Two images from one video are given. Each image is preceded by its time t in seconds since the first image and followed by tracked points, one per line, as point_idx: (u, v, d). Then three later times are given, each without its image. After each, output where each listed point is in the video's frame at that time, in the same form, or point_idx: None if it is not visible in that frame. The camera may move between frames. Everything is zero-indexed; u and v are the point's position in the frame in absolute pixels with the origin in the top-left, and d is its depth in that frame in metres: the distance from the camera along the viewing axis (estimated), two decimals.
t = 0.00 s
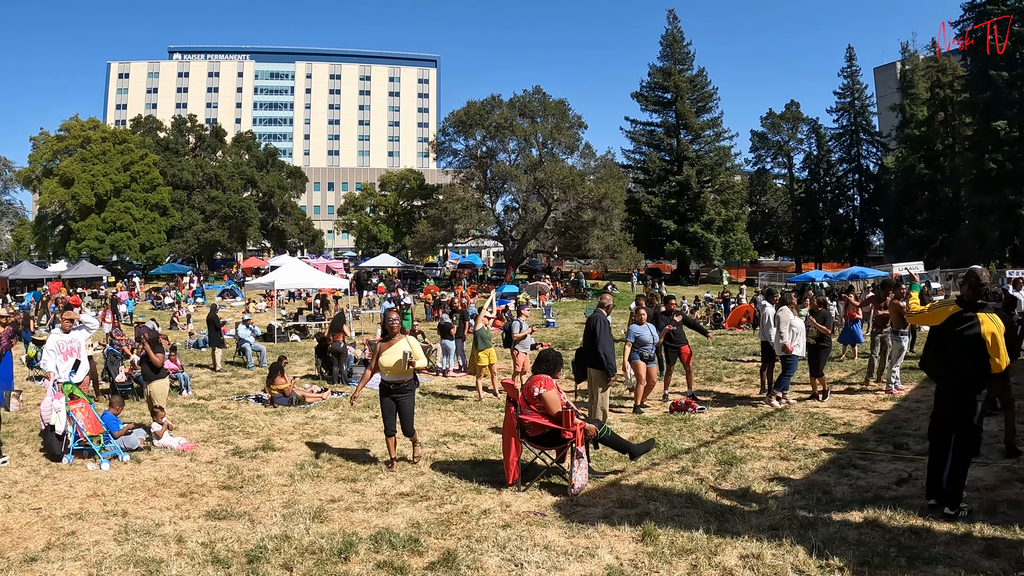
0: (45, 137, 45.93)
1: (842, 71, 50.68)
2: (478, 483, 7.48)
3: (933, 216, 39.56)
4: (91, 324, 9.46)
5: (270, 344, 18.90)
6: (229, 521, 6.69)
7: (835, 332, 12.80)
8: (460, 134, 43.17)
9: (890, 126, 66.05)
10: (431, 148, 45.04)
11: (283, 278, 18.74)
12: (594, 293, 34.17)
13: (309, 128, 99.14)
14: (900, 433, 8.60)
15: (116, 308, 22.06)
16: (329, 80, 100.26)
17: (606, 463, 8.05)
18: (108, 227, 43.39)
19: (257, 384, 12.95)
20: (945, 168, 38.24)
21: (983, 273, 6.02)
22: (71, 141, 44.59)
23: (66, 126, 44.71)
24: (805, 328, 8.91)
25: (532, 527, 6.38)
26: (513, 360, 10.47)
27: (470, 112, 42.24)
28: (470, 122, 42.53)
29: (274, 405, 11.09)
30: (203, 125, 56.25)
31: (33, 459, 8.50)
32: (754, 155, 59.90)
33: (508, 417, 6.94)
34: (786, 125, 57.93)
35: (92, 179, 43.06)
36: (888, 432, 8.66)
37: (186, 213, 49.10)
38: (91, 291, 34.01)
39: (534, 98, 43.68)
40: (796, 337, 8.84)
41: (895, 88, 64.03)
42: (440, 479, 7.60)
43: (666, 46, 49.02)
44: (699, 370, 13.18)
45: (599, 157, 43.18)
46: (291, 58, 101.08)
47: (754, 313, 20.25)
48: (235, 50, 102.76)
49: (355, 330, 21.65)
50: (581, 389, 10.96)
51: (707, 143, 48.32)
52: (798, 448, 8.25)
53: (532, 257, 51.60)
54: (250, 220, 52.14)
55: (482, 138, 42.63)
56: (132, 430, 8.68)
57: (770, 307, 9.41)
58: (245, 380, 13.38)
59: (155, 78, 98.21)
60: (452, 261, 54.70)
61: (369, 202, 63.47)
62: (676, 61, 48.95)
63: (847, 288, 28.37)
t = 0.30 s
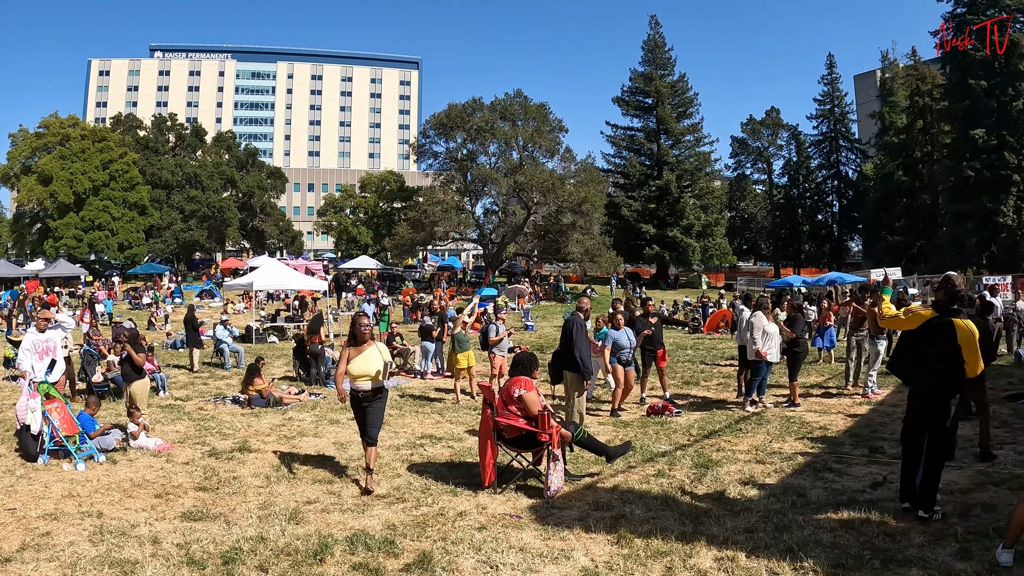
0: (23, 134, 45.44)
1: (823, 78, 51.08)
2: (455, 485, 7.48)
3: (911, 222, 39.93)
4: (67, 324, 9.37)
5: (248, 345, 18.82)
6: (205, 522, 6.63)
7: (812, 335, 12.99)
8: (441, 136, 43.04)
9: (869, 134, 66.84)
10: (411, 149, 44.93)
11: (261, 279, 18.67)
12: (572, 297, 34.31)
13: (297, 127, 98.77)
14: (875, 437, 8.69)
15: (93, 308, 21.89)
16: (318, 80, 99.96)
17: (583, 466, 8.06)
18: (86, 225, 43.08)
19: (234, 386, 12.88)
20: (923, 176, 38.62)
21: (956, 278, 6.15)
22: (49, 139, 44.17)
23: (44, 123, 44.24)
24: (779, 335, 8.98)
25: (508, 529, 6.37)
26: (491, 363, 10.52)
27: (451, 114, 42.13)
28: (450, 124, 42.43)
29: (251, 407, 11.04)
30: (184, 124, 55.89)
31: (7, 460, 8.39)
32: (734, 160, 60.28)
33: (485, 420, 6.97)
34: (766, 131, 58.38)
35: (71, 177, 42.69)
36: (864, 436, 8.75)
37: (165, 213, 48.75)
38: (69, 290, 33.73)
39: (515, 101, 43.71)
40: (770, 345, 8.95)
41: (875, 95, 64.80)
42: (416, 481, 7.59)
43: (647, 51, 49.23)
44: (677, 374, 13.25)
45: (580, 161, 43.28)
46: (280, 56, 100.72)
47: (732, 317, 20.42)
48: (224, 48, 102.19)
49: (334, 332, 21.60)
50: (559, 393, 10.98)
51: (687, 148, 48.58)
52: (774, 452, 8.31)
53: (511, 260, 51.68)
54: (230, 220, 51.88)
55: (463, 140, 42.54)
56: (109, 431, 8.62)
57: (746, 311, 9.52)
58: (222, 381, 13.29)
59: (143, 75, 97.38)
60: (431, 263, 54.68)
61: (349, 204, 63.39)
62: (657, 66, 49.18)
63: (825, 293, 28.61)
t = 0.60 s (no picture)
0: (10, 134, 45.23)
1: (810, 83, 51.35)
2: (441, 488, 7.48)
3: (898, 226, 40.17)
4: (52, 325, 9.34)
5: (235, 348, 18.77)
6: (190, 526, 6.58)
7: (800, 338, 13.10)
8: (429, 139, 43.09)
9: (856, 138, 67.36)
10: (399, 152, 44.89)
11: (248, 281, 18.63)
12: (560, 300, 34.43)
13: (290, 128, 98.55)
14: (861, 440, 8.73)
15: (79, 310, 21.78)
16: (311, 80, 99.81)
17: (570, 469, 8.09)
18: (73, 227, 42.91)
19: (220, 388, 12.83)
20: (911, 180, 38.87)
21: (941, 282, 6.20)
22: (36, 139, 43.98)
23: (31, 124, 44.06)
24: (760, 339, 9.07)
25: (494, 532, 6.35)
26: (478, 366, 10.53)
27: (440, 117, 42.08)
28: (439, 127, 42.47)
29: (237, 409, 11.02)
30: (172, 126, 55.75)
31: None
32: (722, 164, 60.48)
33: (471, 423, 6.96)
34: (754, 135, 58.62)
35: (58, 178, 42.57)
36: (851, 439, 8.79)
37: (152, 215, 48.60)
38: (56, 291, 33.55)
39: (503, 104, 43.77)
40: (750, 348, 9.08)
41: (863, 100, 65.28)
42: (403, 484, 7.58)
43: (636, 55, 49.40)
44: (664, 377, 13.29)
45: (568, 164, 43.36)
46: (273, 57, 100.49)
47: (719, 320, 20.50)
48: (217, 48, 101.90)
49: (321, 335, 21.56)
50: (545, 395, 11.00)
51: (675, 152, 48.79)
52: (761, 454, 8.34)
53: (499, 264, 51.70)
54: (218, 222, 51.77)
55: (452, 142, 42.55)
56: (94, 433, 8.64)
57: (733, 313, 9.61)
58: (208, 384, 13.23)
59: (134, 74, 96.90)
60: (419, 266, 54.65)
61: (338, 206, 63.34)
62: (645, 70, 49.36)
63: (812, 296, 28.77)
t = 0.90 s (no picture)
0: (3, 134, 45.16)
1: (803, 85, 51.50)
2: (436, 489, 7.49)
3: (890, 228, 40.31)
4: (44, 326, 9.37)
5: (228, 350, 18.74)
6: (184, 527, 6.55)
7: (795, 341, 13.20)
8: (423, 141, 43.18)
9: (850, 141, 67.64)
10: (393, 153, 44.93)
11: (241, 283, 18.61)
12: (553, 301, 34.50)
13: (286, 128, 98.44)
14: (855, 441, 8.76)
15: (72, 311, 21.76)
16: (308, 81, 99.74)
17: (564, 470, 8.11)
18: (66, 228, 42.86)
19: (214, 390, 12.80)
20: (903, 182, 39.03)
21: (933, 282, 6.19)
22: (29, 140, 43.96)
23: (24, 124, 44.03)
24: (751, 343, 9.18)
25: (489, 533, 6.34)
26: (471, 368, 10.54)
27: (434, 119, 42.24)
28: (432, 129, 42.56)
29: (230, 410, 11.02)
30: (165, 127, 55.75)
31: None
32: (715, 166, 60.56)
33: (465, 425, 6.98)
34: (747, 138, 58.73)
35: (51, 179, 42.61)
36: (844, 440, 8.82)
37: (145, 216, 48.56)
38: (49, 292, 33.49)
39: (497, 106, 43.82)
40: (740, 351, 9.15)
41: (855, 103, 65.52)
42: (397, 486, 7.58)
43: (629, 57, 49.47)
44: (658, 379, 13.31)
45: (561, 166, 43.35)
46: (269, 57, 100.38)
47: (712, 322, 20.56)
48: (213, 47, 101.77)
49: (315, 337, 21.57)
50: (539, 397, 11.02)
51: (668, 154, 48.85)
52: (754, 456, 8.36)
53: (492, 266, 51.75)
54: (210, 224, 51.70)
55: (445, 145, 42.67)
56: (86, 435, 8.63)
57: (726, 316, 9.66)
58: (201, 385, 13.21)
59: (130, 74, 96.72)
60: (412, 268, 54.66)
61: (331, 207, 63.31)
62: (639, 72, 49.46)
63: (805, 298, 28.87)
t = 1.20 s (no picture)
0: None
1: (798, 87, 51.61)
2: (429, 490, 7.50)
3: (884, 230, 40.41)
4: (37, 327, 9.24)
5: (222, 351, 18.70)
6: (178, 529, 6.53)
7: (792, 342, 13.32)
8: (417, 142, 43.19)
9: (844, 142, 67.86)
10: (387, 155, 44.89)
11: (235, 284, 18.59)
12: (547, 303, 34.49)
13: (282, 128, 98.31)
14: (848, 442, 8.79)
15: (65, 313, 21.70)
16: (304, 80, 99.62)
17: (558, 471, 8.13)
18: (60, 228, 42.79)
19: (208, 391, 12.79)
20: (898, 184, 39.12)
21: (928, 282, 6.16)
22: (23, 140, 43.85)
23: (18, 125, 43.93)
24: (744, 342, 9.20)
25: (483, 535, 6.35)
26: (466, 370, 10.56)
27: (428, 121, 42.25)
28: (426, 130, 42.57)
29: (224, 411, 11.02)
30: (159, 128, 55.64)
31: None
32: (709, 168, 60.64)
33: (460, 425, 6.99)
34: (741, 139, 58.82)
35: (45, 180, 42.54)
36: (838, 441, 8.85)
37: (139, 217, 48.42)
38: (42, 294, 33.37)
39: (491, 107, 43.84)
40: (734, 351, 9.13)
41: (850, 105, 65.72)
42: (391, 487, 7.59)
43: (624, 59, 49.51)
44: (652, 380, 13.30)
45: (556, 167, 43.33)
46: (265, 57, 100.24)
47: (706, 324, 20.58)
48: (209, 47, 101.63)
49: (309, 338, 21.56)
50: (532, 399, 11.02)
51: (663, 156, 48.87)
52: (748, 456, 8.37)
53: (487, 267, 51.66)
54: (204, 225, 51.53)
55: (439, 146, 42.69)
56: (81, 436, 8.64)
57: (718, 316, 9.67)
58: (195, 387, 13.19)
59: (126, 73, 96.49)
60: (406, 269, 54.58)
61: (325, 209, 63.18)
62: (633, 74, 49.51)
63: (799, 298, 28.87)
